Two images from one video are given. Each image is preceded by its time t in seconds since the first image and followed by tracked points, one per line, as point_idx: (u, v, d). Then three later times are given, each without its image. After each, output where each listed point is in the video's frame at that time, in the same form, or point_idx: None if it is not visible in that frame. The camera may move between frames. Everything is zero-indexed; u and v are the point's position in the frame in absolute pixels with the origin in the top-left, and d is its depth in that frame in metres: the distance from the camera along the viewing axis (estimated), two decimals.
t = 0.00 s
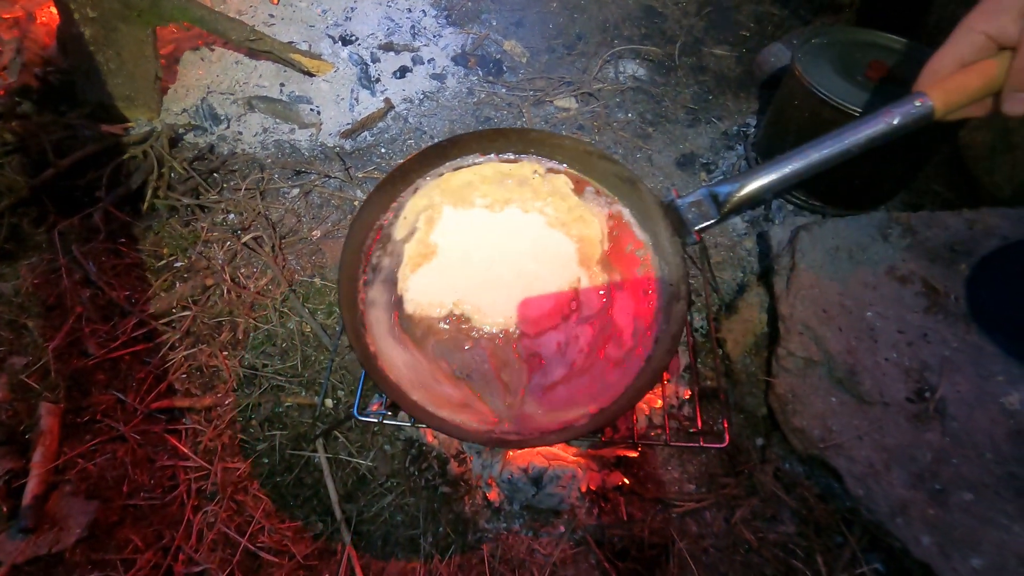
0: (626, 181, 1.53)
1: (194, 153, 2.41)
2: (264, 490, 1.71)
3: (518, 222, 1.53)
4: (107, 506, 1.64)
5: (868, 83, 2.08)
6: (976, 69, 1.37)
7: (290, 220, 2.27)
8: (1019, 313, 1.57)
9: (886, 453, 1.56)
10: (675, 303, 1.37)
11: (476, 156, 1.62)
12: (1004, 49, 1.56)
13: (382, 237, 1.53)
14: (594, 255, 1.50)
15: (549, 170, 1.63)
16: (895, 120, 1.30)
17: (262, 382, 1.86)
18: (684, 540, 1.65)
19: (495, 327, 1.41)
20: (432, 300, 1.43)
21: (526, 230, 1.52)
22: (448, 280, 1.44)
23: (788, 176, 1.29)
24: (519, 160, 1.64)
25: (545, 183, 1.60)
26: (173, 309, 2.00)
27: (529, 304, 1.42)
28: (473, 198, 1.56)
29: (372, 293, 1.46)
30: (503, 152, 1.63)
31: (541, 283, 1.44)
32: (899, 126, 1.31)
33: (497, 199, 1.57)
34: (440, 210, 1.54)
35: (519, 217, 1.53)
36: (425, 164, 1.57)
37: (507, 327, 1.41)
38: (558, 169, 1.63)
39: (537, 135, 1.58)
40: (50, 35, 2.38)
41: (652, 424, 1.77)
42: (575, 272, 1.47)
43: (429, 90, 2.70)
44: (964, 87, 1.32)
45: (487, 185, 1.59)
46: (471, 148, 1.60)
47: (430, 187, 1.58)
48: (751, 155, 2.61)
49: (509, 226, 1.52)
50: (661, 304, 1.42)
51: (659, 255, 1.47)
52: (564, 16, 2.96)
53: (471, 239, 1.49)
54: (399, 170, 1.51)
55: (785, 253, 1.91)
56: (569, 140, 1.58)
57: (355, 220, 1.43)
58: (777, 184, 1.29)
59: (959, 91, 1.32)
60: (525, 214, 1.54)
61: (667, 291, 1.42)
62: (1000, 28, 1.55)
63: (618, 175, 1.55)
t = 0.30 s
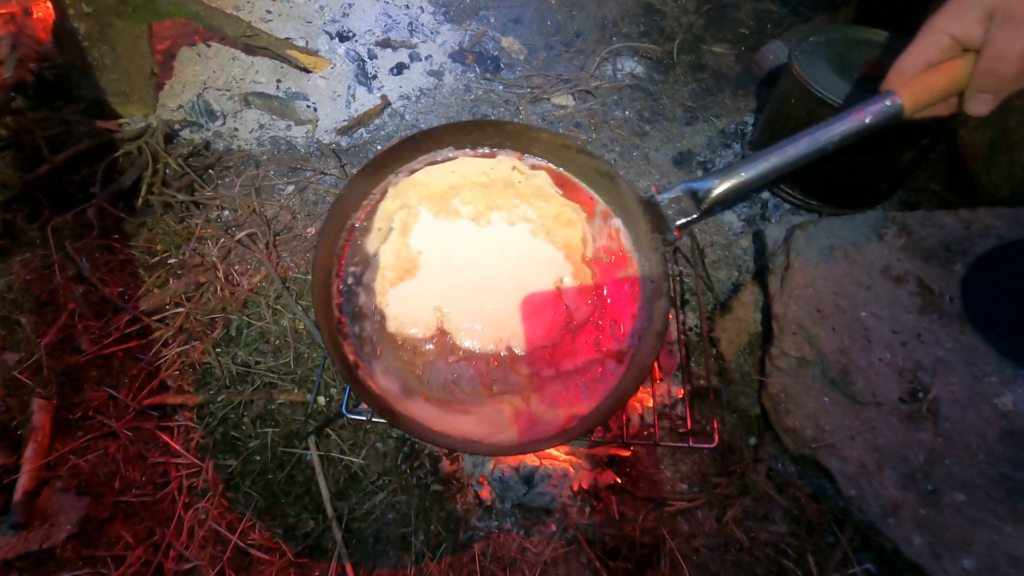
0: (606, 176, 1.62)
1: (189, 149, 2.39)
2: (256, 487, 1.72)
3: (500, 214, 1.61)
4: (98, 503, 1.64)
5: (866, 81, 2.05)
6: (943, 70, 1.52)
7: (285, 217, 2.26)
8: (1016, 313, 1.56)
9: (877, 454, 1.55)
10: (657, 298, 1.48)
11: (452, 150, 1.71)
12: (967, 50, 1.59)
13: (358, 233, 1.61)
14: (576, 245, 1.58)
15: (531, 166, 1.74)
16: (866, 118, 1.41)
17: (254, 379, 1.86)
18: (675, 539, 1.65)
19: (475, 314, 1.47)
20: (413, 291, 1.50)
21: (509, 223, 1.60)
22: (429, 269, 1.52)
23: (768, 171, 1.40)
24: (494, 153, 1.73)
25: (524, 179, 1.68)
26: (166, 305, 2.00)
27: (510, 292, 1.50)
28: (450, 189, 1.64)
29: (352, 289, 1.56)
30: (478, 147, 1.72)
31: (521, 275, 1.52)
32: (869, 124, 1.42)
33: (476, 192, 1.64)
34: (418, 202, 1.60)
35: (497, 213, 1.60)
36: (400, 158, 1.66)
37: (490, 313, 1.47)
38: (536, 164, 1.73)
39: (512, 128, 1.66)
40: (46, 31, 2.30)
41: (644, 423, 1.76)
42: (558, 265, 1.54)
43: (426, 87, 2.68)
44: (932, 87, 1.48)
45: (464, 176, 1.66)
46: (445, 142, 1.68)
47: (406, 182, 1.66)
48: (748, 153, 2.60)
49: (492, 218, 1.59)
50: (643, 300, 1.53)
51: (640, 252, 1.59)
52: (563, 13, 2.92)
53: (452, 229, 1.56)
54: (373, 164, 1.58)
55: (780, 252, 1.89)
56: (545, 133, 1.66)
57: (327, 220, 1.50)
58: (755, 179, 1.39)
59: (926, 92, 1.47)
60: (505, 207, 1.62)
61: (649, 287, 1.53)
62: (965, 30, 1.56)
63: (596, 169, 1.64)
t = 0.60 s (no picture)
0: (595, 171, 1.65)
1: (184, 139, 2.36)
2: (247, 481, 1.70)
3: (488, 216, 1.65)
4: (86, 496, 1.63)
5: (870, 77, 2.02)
6: (926, 66, 1.48)
7: (280, 209, 2.23)
8: (1019, 312, 1.53)
9: (876, 454, 1.53)
10: (649, 295, 1.50)
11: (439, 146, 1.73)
12: (949, 49, 1.55)
13: (344, 229, 1.62)
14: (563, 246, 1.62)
15: (523, 161, 1.76)
16: (852, 114, 1.42)
17: (246, 372, 1.84)
18: (670, 539, 1.63)
19: (463, 314, 1.51)
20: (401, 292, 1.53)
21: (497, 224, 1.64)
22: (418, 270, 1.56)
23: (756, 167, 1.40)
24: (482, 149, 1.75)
25: (512, 177, 1.72)
26: (159, 297, 1.98)
27: (497, 294, 1.54)
28: (438, 190, 1.67)
29: (339, 286, 1.56)
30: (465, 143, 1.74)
31: (508, 276, 1.57)
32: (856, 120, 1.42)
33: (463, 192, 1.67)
34: (406, 204, 1.64)
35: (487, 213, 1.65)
36: (385, 154, 1.67)
37: (476, 314, 1.52)
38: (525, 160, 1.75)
39: (500, 124, 1.67)
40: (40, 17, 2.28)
41: (639, 421, 1.75)
42: (546, 266, 1.59)
43: (425, 79, 2.64)
44: (915, 82, 1.46)
45: (451, 177, 1.69)
46: (431, 139, 1.70)
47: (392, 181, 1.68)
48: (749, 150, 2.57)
49: (480, 221, 1.63)
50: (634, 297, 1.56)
51: (630, 248, 1.61)
52: (564, 6, 2.88)
53: (441, 232, 1.60)
54: (357, 159, 1.59)
55: (780, 249, 1.86)
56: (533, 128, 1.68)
57: (310, 216, 1.51)
58: (743, 175, 1.39)
59: (908, 89, 1.45)
60: (493, 208, 1.66)
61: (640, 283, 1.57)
62: (947, 27, 1.52)
63: (586, 166, 1.67)
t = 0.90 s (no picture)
0: (587, 165, 1.65)
1: (180, 133, 2.33)
2: (240, 477, 1.70)
3: (481, 211, 1.64)
4: (77, 491, 1.61)
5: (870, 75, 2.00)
6: (918, 60, 1.49)
7: (276, 204, 2.21)
8: (1020, 313, 1.52)
9: (874, 454, 1.52)
10: (644, 290, 1.51)
11: (429, 141, 1.73)
12: (944, 40, 1.54)
13: (334, 228, 1.61)
14: (556, 241, 1.62)
15: (517, 156, 1.76)
16: (847, 107, 1.44)
17: (240, 368, 1.83)
18: (666, 539, 1.62)
19: (456, 310, 1.51)
20: (394, 288, 1.53)
21: (490, 220, 1.63)
22: (412, 267, 1.55)
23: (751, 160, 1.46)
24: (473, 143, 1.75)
25: (504, 172, 1.71)
26: (153, 291, 1.97)
27: (490, 288, 1.54)
28: (429, 185, 1.66)
29: (330, 287, 1.55)
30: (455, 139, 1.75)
31: (502, 275, 1.55)
32: (851, 113, 1.45)
33: (455, 188, 1.67)
34: (397, 202, 1.63)
35: (480, 211, 1.63)
36: (373, 148, 1.66)
37: (469, 310, 1.51)
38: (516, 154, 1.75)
39: (492, 117, 1.69)
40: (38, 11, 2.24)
41: (635, 420, 1.74)
42: (540, 262, 1.58)
43: (424, 75, 2.62)
44: (909, 75, 1.47)
45: (442, 172, 1.68)
46: (420, 134, 1.70)
47: (381, 178, 1.67)
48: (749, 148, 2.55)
49: (473, 216, 1.63)
50: (630, 292, 1.56)
51: (624, 243, 1.62)
52: (565, 2, 2.85)
53: (434, 228, 1.60)
54: (345, 155, 1.58)
55: (779, 247, 1.84)
56: (525, 122, 1.69)
57: (296, 216, 1.50)
58: (738, 167, 1.46)
59: (903, 81, 1.46)
60: (487, 206, 1.65)
61: (635, 277, 1.57)
62: (943, 19, 1.51)
63: (578, 160, 1.68)
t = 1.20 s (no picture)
0: (592, 161, 1.63)
1: (178, 128, 2.32)
2: (237, 472, 1.70)
3: (487, 212, 1.63)
4: (73, 485, 1.61)
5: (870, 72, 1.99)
6: (934, 39, 1.45)
7: (275, 198, 2.20)
8: (1019, 313, 1.51)
9: (872, 451, 1.51)
10: (651, 286, 1.49)
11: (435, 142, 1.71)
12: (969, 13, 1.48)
13: (341, 229, 1.60)
14: (561, 240, 1.60)
15: (524, 156, 1.73)
16: (861, 92, 1.45)
17: (238, 362, 1.83)
18: (663, 535, 1.62)
19: (462, 311, 1.50)
20: (399, 289, 1.52)
21: (496, 220, 1.62)
22: (418, 268, 1.54)
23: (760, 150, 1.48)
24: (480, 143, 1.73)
25: (510, 171, 1.69)
26: (150, 286, 1.96)
27: (495, 289, 1.53)
28: (435, 186, 1.66)
29: (338, 288, 1.54)
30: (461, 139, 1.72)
31: (508, 276, 1.54)
32: (864, 96, 1.47)
33: (460, 189, 1.66)
34: (403, 204, 1.62)
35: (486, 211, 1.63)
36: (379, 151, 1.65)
37: (474, 310, 1.50)
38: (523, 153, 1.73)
39: (497, 116, 1.66)
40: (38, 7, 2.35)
41: (633, 416, 1.73)
42: (546, 261, 1.57)
43: (423, 70, 2.60)
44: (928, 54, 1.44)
45: (448, 174, 1.68)
46: (426, 136, 1.69)
47: (388, 180, 1.66)
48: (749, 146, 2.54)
49: (479, 217, 1.62)
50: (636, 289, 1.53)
51: (631, 241, 1.59)
52: None
53: (439, 229, 1.59)
54: (352, 158, 1.59)
55: (778, 244, 1.83)
56: (530, 119, 1.67)
57: (306, 217, 1.50)
58: (746, 158, 1.47)
59: (919, 62, 1.44)
60: (494, 206, 1.64)
61: (642, 274, 1.55)
62: None
63: (584, 156, 1.65)
